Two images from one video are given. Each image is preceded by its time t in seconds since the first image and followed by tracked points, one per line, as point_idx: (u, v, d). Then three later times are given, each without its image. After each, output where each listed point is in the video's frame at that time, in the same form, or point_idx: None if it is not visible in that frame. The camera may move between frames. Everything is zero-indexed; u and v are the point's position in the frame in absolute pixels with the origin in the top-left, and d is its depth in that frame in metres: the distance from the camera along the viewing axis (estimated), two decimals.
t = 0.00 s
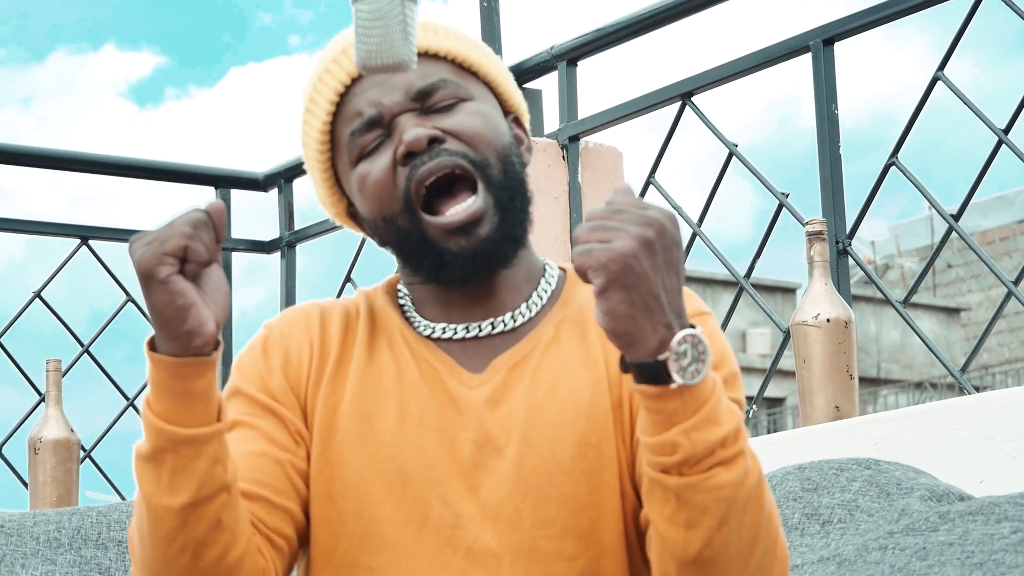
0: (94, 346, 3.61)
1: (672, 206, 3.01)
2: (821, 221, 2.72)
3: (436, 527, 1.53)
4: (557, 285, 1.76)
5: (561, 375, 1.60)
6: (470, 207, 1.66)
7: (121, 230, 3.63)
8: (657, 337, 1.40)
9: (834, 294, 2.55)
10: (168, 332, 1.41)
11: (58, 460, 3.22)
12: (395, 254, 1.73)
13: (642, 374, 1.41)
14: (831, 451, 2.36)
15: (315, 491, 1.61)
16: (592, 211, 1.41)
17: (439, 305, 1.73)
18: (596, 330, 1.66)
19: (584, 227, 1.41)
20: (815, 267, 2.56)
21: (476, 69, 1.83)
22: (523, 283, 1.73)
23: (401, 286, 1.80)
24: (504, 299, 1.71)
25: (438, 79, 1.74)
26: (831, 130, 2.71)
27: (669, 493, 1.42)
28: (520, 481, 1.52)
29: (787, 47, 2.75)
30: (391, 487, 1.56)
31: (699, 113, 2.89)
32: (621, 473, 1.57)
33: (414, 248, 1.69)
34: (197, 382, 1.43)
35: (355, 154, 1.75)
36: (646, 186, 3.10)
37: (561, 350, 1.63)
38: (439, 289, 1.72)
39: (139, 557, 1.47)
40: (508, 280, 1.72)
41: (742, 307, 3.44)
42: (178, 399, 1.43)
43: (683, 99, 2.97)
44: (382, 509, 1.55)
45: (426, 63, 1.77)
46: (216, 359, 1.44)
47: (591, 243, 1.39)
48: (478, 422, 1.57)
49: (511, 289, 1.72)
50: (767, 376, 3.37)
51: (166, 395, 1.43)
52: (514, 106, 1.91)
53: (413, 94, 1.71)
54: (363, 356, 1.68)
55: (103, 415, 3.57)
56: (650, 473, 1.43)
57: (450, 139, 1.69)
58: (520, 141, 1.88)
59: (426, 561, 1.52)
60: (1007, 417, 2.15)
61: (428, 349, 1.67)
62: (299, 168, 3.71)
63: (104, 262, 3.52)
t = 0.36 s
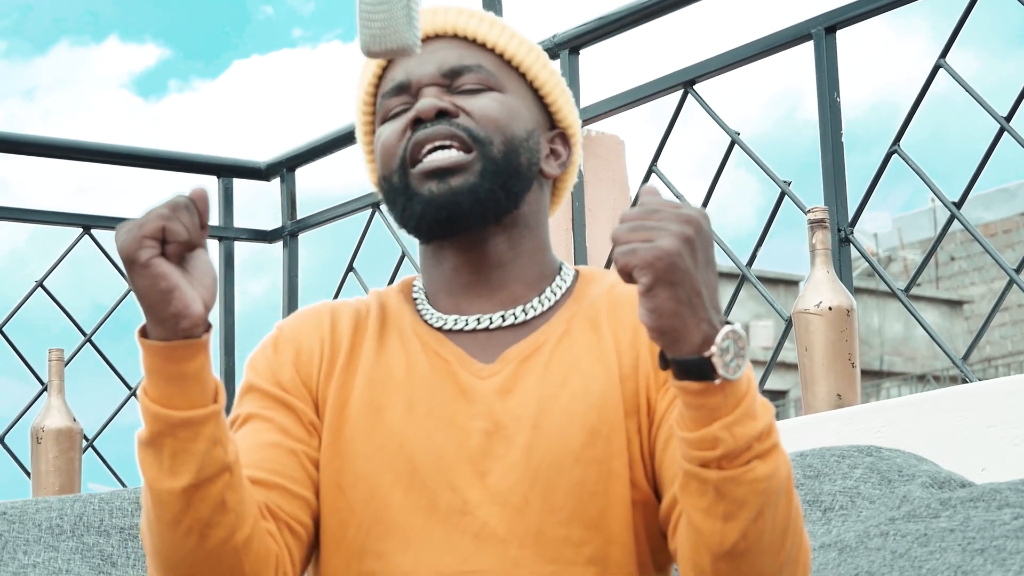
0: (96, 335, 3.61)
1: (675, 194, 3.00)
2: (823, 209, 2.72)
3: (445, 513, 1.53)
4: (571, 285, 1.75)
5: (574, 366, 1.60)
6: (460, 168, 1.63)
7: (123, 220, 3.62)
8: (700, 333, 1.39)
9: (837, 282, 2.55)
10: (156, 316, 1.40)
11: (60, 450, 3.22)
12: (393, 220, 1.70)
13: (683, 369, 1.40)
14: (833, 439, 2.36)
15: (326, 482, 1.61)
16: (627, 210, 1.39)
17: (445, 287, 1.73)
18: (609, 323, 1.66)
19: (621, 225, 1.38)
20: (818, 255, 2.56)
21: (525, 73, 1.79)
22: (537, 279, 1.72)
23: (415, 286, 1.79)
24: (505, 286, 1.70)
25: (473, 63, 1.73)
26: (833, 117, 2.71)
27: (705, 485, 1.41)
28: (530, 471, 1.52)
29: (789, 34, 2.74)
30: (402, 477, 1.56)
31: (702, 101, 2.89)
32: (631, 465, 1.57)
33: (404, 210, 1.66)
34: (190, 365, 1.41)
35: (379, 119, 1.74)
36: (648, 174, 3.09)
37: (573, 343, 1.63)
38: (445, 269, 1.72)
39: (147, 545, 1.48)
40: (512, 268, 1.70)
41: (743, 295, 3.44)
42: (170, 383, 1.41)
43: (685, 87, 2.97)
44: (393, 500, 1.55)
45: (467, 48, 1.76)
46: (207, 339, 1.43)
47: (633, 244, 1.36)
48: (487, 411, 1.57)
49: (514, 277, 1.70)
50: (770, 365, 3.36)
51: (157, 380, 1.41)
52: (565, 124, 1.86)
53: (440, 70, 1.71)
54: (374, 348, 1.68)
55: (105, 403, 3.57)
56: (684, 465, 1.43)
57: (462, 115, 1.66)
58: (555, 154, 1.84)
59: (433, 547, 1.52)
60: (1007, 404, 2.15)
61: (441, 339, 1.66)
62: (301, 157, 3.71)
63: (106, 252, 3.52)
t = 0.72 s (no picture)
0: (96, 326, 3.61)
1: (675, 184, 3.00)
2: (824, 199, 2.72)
3: (431, 483, 1.51)
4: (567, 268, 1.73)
5: (567, 340, 1.59)
6: (461, 104, 1.65)
7: (124, 210, 3.63)
8: (838, 302, 1.37)
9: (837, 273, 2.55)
10: (19, 319, 1.41)
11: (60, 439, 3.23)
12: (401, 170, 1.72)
13: (812, 337, 1.38)
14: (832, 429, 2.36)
15: (312, 453, 1.59)
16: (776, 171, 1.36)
17: (440, 255, 1.72)
18: (602, 302, 1.65)
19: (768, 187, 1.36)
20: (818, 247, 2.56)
21: (562, 64, 1.80)
22: (533, 256, 1.70)
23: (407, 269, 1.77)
24: (501, 256, 1.69)
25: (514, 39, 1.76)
26: (835, 108, 2.71)
27: (812, 455, 1.39)
28: (521, 443, 1.51)
29: (790, 26, 2.75)
30: (387, 445, 1.54)
31: (703, 92, 2.89)
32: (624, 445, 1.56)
33: (402, 140, 1.69)
34: (55, 365, 1.42)
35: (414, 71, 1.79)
36: (650, 165, 3.10)
37: (566, 318, 1.62)
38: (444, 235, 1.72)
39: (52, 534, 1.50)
40: (506, 238, 1.69)
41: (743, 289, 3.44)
42: (42, 381, 1.43)
43: (687, 78, 2.97)
44: (381, 470, 1.54)
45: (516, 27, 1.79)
46: (76, 341, 1.44)
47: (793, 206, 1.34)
48: (476, 383, 1.55)
49: (509, 249, 1.69)
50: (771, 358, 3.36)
51: (37, 378, 1.43)
52: (591, 129, 1.83)
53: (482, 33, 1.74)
54: (360, 324, 1.66)
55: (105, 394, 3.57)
56: (787, 435, 1.40)
57: (485, 70, 1.69)
58: (574, 149, 1.81)
59: (424, 518, 1.50)
60: (1006, 396, 2.15)
61: (432, 312, 1.65)
62: (303, 148, 3.71)
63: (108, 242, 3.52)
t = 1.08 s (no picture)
0: (90, 317, 3.60)
1: (670, 178, 3.00)
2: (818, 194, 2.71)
3: (422, 479, 1.43)
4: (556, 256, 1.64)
5: (560, 327, 1.50)
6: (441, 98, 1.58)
7: (119, 203, 3.62)
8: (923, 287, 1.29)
9: (832, 268, 2.55)
10: None
11: (54, 431, 3.22)
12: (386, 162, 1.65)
13: (898, 320, 1.28)
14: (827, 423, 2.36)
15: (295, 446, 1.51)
16: (856, 149, 1.27)
17: (425, 241, 1.63)
18: (595, 290, 1.55)
19: (852, 166, 1.27)
20: (814, 241, 2.56)
21: (547, 46, 1.71)
22: (521, 241, 1.62)
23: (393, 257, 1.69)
24: (487, 240, 1.61)
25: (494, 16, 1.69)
26: (830, 102, 2.71)
27: (893, 436, 1.30)
28: (511, 434, 1.43)
29: (786, 20, 2.74)
30: (373, 439, 1.46)
31: (699, 85, 2.89)
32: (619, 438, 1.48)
33: (383, 134, 1.63)
34: None
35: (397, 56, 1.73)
36: (645, 159, 3.09)
37: (557, 305, 1.53)
38: (428, 223, 1.63)
39: None
40: (491, 223, 1.61)
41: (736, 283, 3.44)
42: None
43: (682, 72, 2.97)
44: (369, 465, 1.46)
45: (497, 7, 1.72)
46: None
47: (883, 184, 1.25)
48: (463, 374, 1.47)
49: (495, 234, 1.61)
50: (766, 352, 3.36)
51: None
52: (578, 109, 1.74)
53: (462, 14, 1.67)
54: (342, 311, 1.58)
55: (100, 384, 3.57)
56: (864, 416, 1.30)
57: (467, 51, 1.62)
58: (560, 130, 1.71)
59: (416, 514, 1.42)
60: (1002, 390, 2.15)
61: (416, 296, 1.56)
62: (298, 141, 3.71)
63: (103, 234, 3.52)
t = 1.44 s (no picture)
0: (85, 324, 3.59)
1: (666, 187, 2.99)
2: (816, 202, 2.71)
3: (417, 494, 1.42)
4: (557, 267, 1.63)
5: (558, 342, 1.49)
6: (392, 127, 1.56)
7: (113, 210, 3.61)
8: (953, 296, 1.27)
9: (828, 276, 2.54)
10: None
11: (47, 437, 3.21)
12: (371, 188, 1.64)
13: (923, 324, 1.26)
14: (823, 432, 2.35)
15: (292, 462, 1.50)
16: (901, 151, 1.25)
17: (421, 258, 1.62)
18: (595, 303, 1.54)
19: (897, 168, 1.25)
20: (810, 249, 2.55)
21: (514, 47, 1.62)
22: (516, 256, 1.60)
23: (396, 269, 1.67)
24: (476, 259, 1.59)
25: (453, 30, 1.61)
26: (827, 110, 2.71)
27: (913, 441, 1.28)
28: (505, 449, 1.42)
29: (782, 28, 2.74)
30: (368, 454, 1.45)
31: (695, 93, 2.88)
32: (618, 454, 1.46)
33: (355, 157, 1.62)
34: None
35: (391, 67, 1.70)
36: (641, 167, 3.09)
37: (555, 318, 1.52)
38: (424, 239, 1.62)
39: None
40: (480, 240, 1.59)
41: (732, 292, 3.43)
42: None
43: (678, 80, 2.96)
44: (364, 480, 1.45)
45: (459, 18, 1.64)
46: None
47: (928, 188, 1.23)
48: (459, 388, 1.46)
49: (485, 251, 1.59)
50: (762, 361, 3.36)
51: None
52: (562, 102, 1.65)
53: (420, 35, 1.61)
54: (341, 327, 1.57)
55: (94, 391, 3.56)
56: (886, 421, 1.29)
57: (419, 81, 1.57)
58: (541, 132, 1.64)
59: (411, 525, 1.42)
60: (998, 399, 2.14)
61: (412, 313, 1.55)
62: (293, 148, 3.70)
63: (97, 240, 3.51)
